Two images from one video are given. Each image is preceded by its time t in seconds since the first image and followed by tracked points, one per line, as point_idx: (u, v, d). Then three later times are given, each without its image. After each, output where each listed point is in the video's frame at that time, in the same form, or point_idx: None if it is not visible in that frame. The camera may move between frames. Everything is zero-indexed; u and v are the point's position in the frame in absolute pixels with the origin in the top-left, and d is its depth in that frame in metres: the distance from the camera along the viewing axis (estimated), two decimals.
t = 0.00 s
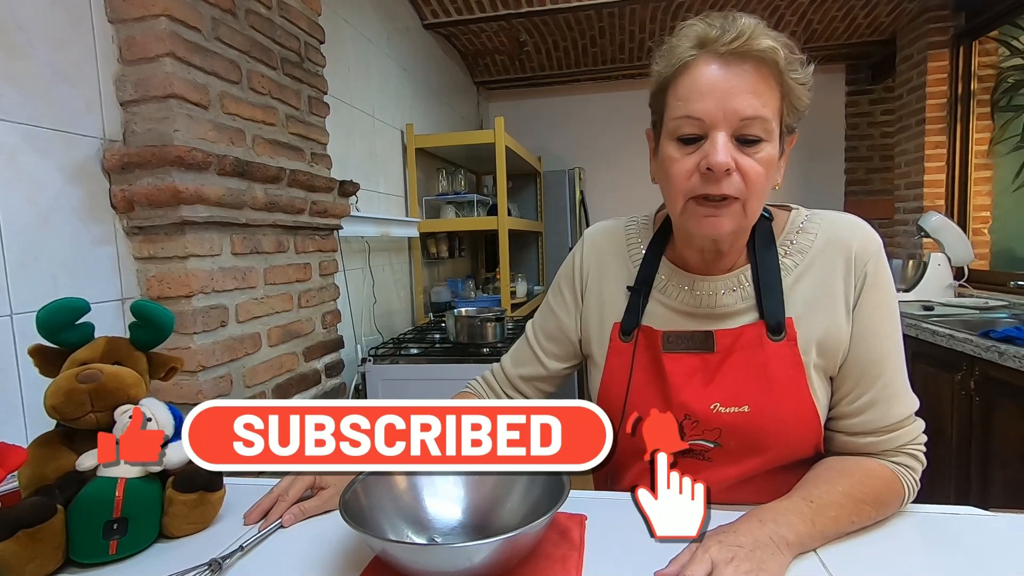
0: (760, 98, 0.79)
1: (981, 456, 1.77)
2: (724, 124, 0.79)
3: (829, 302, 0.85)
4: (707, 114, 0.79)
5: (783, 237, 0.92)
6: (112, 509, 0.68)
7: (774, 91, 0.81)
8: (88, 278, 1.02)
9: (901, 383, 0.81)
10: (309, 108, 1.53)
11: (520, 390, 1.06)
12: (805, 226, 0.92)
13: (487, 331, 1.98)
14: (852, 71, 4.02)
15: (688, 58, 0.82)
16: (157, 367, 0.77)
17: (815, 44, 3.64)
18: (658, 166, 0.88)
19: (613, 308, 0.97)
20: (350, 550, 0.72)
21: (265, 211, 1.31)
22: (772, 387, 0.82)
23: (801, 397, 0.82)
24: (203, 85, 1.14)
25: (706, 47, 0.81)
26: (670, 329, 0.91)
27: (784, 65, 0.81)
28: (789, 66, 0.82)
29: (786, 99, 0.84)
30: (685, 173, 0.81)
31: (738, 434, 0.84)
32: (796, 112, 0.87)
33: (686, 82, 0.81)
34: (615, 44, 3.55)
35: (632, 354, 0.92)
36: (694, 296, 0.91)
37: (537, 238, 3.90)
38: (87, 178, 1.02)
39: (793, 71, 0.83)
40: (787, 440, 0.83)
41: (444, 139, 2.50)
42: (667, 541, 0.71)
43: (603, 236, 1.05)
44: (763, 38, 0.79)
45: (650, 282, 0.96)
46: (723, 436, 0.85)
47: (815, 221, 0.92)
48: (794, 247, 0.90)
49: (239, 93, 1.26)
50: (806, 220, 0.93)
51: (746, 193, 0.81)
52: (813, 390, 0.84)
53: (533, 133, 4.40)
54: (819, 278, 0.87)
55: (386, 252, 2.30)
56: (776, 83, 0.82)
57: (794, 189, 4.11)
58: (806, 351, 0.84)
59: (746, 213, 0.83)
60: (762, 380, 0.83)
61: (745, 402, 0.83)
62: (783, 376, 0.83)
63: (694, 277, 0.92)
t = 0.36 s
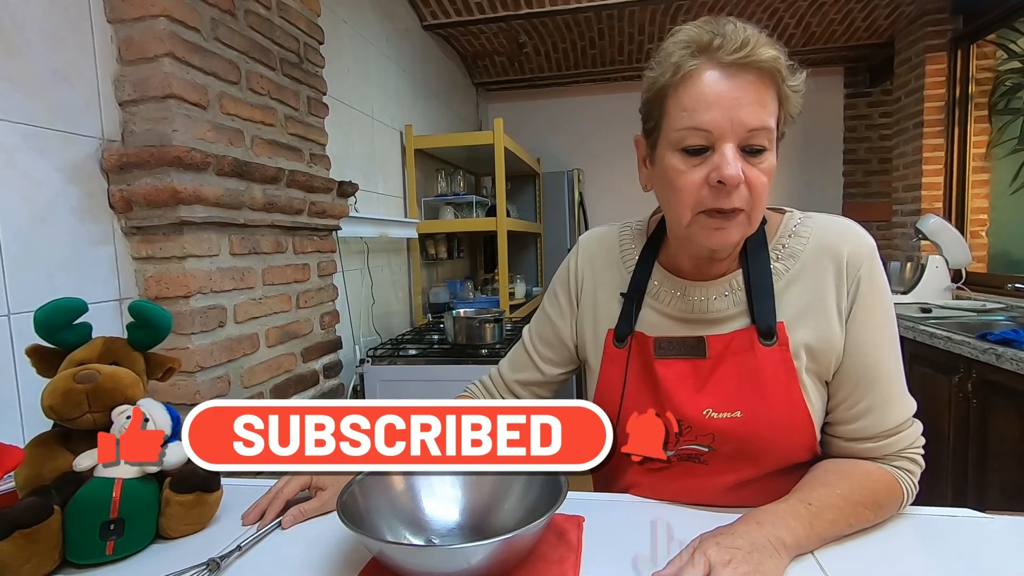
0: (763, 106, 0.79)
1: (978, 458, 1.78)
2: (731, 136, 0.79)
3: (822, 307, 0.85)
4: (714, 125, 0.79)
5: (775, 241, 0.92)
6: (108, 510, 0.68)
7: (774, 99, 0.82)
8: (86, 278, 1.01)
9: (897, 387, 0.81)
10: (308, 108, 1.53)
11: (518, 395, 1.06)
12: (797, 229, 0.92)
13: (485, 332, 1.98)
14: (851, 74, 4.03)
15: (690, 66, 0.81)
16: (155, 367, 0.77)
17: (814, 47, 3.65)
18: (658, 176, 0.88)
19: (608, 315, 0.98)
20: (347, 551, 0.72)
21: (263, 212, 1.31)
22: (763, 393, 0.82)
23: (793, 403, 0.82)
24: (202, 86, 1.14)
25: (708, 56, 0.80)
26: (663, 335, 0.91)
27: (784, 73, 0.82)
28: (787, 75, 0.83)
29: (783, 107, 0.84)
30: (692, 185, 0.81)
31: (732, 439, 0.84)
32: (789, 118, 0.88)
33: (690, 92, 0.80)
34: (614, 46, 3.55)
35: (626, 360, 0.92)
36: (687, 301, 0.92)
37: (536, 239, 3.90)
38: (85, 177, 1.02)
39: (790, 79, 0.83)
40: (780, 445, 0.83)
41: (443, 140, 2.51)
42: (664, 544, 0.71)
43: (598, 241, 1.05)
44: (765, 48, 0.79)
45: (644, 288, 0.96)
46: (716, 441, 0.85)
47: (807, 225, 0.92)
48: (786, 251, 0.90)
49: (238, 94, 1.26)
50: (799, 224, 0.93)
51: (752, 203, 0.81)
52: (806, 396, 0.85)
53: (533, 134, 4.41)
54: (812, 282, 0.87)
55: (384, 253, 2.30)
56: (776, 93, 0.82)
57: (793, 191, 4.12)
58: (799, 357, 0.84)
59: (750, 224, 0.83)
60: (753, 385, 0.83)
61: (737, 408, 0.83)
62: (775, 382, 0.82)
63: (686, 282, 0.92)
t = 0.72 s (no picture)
0: (785, 111, 0.79)
1: (978, 460, 1.78)
2: (751, 140, 0.78)
3: (826, 309, 0.85)
4: (734, 128, 0.78)
5: (780, 243, 0.92)
6: (108, 511, 0.68)
7: (796, 105, 0.81)
8: (86, 279, 1.02)
9: (899, 390, 0.82)
10: (308, 110, 1.53)
11: (518, 395, 1.06)
12: (802, 231, 0.92)
13: (485, 333, 1.98)
14: (851, 75, 4.03)
15: (714, 66, 0.80)
16: (156, 369, 0.78)
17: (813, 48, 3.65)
18: (672, 176, 0.87)
19: (610, 317, 0.98)
20: (347, 553, 0.72)
21: (263, 213, 1.31)
22: (766, 398, 0.82)
23: (795, 406, 0.82)
24: (202, 88, 1.14)
25: (733, 58, 0.80)
26: (667, 339, 0.91)
27: (808, 80, 0.81)
28: (811, 81, 0.83)
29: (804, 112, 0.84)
30: (708, 188, 0.81)
31: (734, 443, 0.84)
32: (808, 124, 0.88)
33: (712, 92, 0.79)
34: (614, 47, 3.55)
35: (629, 363, 0.92)
36: (692, 305, 0.91)
37: (535, 241, 3.90)
38: (85, 178, 1.02)
39: (813, 85, 0.83)
40: (782, 448, 0.83)
41: (444, 142, 2.51)
42: (663, 545, 0.72)
43: (601, 241, 1.05)
44: (793, 53, 0.79)
45: (646, 291, 0.96)
46: (718, 445, 0.85)
47: (812, 226, 0.92)
48: (791, 253, 0.90)
49: (238, 95, 1.26)
50: (804, 226, 0.93)
51: (767, 209, 0.81)
52: (810, 398, 0.84)
53: (533, 135, 4.41)
54: (816, 285, 0.87)
55: (384, 254, 2.31)
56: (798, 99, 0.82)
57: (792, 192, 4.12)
58: (803, 359, 0.84)
59: (763, 228, 0.84)
60: (756, 389, 0.83)
61: (739, 412, 0.83)
62: (778, 385, 0.83)
63: (692, 286, 0.92)
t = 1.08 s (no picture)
0: (766, 94, 0.80)
1: (978, 461, 1.77)
2: (734, 119, 0.79)
3: (826, 311, 0.85)
4: (717, 110, 0.79)
5: (780, 244, 0.92)
6: (107, 513, 0.67)
7: (778, 91, 0.82)
8: (86, 280, 1.02)
9: (899, 391, 0.81)
10: (308, 111, 1.54)
11: (518, 396, 1.06)
12: (802, 232, 0.92)
13: (485, 334, 1.97)
14: (851, 76, 4.04)
15: (692, 57, 0.83)
16: (155, 370, 0.78)
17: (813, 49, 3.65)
18: (662, 169, 0.88)
19: (611, 318, 0.98)
20: (346, 555, 0.72)
21: (263, 215, 1.31)
22: (767, 399, 0.82)
23: (795, 407, 0.82)
24: (201, 89, 1.15)
25: (710, 48, 0.82)
26: (667, 340, 0.91)
27: (787, 66, 0.83)
28: (790, 68, 0.84)
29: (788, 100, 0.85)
30: (696, 169, 0.80)
31: (733, 444, 0.84)
32: (796, 115, 0.88)
33: (694, 80, 0.82)
34: (614, 48, 3.56)
35: (629, 364, 0.92)
36: (692, 306, 0.91)
37: (535, 242, 3.90)
38: (85, 180, 1.02)
39: (793, 74, 0.85)
40: (783, 450, 0.83)
41: (443, 143, 2.51)
42: (662, 547, 0.72)
43: (601, 242, 1.05)
44: (767, 38, 0.81)
45: (647, 292, 0.96)
46: (718, 446, 0.84)
47: (812, 228, 0.92)
48: (791, 254, 0.90)
49: (237, 97, 1.26)
50: (804, 227, 0.93)
51: (758, 189, 0.80)
52: (810, 399, 0.84)
53: (533, 137, 4.41)
54: (816, 286, 0.87)
55: (384, 255, 2.31)
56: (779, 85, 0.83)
57: (792, 193, 4.12)
58: (804, 360, 0.84)
59: (758, 212, 0.81)
60: (756, 390, 0.83)
61: (740, 413, 0.83)
62: (778, 386, 0.82)
63: (693, 287, 0.92)
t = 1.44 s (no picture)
0: (751, 88, 0.81)
1: (979, 462, 1.77)
2: (719, 111, 0.80)
3: (825, 307, 0.85)
4: (703, 104, 0.80)
5: (779, 242, 0.92)
6: (107, 514, 0.67)
7: (764, 87, 0.83)
8: (86, 281, 1.02)
9: (897, 389, 0.81)
10: (307, 112, 1.54)
11: (519, 393, 1.06)
12: (802, 231, 0.92)
13: (485, 335, 1.97)
14: (851, 77, 4.04)
15: (679, 58, 0.84)
16: (154, 371, 0.78)
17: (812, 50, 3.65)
18: (656, 166, 0.88)
19: (613, 313, 0.98)
20: (345, 556, 0.72)
21: (263, 215, 1.31)
22: (767, 393, 0.82)
23: (796, 401, 0.82)
24: (202, 90, 1.15)
25: (696, 48, 0.84)
26: (665, 333, 0.91)
27: (772, 62, 0.84)
28: (776, 64, 0.85)
29: (775, 94, 0.85)
30: (684, 161, 0.81)
31: (734, 437, 0.83)
32: (786, 110, 0.88)
33: (682, 79, 0.83)
34: (614, 49, 3.56)
35: (631, 358, 0.93)
36: (693, 301, 0.91)
37: (535, 242, 3.90)
38: (84, 180, 1.02)
39: (779, 70, 0.85)
40: (783, 444, 0.82)
41: (443, 143, 2.51)
42: (662, 547, 0.72)
43: (603, 241, 1.05)
44: (750, 34, 0.82)
45: (649, 287, 0.96)
46: (718, 440, 0.84)
47: (812, 227, 0.92)
48: (791, 251, 0.90)
49: (238, 97, 1.26)
50: (804, 226, 0.93)
51: (747, 178, 0.80)
52: (810, 395, 0.84)
53: (533, 137, 4.41)
54: (816, 282, 0.87)
55: (384, 256, 2.31)
56: (765, 79, 0.84)
57: (792, 194, 4.12)
58: (803, 356, 0.84)
59: (748, 202, 0.81)
60: (757, 384, 0.83)
61: (740, 406, 0.82)
62: (778, 380, 0.83)
63: (694, 282, 0.92)
